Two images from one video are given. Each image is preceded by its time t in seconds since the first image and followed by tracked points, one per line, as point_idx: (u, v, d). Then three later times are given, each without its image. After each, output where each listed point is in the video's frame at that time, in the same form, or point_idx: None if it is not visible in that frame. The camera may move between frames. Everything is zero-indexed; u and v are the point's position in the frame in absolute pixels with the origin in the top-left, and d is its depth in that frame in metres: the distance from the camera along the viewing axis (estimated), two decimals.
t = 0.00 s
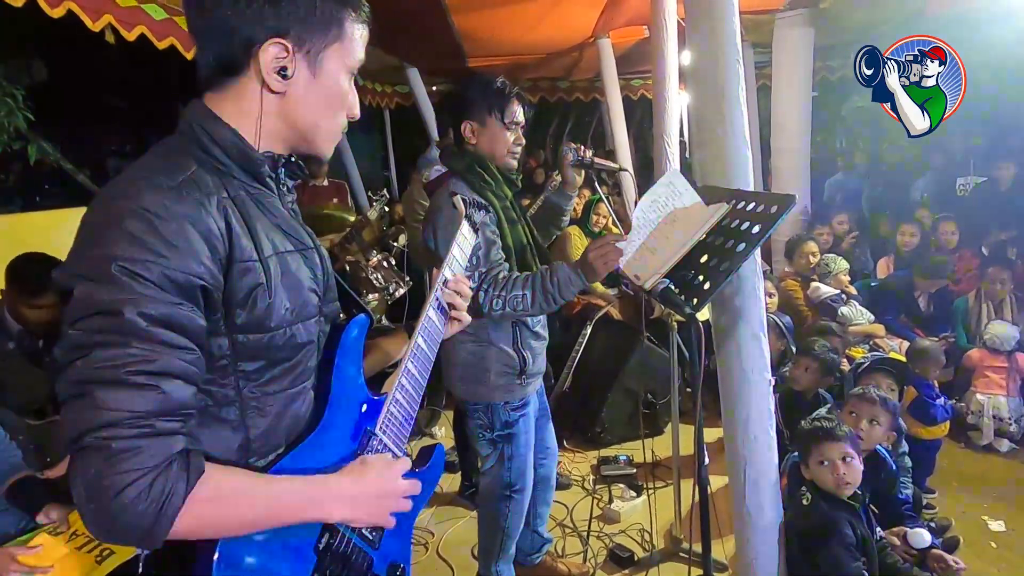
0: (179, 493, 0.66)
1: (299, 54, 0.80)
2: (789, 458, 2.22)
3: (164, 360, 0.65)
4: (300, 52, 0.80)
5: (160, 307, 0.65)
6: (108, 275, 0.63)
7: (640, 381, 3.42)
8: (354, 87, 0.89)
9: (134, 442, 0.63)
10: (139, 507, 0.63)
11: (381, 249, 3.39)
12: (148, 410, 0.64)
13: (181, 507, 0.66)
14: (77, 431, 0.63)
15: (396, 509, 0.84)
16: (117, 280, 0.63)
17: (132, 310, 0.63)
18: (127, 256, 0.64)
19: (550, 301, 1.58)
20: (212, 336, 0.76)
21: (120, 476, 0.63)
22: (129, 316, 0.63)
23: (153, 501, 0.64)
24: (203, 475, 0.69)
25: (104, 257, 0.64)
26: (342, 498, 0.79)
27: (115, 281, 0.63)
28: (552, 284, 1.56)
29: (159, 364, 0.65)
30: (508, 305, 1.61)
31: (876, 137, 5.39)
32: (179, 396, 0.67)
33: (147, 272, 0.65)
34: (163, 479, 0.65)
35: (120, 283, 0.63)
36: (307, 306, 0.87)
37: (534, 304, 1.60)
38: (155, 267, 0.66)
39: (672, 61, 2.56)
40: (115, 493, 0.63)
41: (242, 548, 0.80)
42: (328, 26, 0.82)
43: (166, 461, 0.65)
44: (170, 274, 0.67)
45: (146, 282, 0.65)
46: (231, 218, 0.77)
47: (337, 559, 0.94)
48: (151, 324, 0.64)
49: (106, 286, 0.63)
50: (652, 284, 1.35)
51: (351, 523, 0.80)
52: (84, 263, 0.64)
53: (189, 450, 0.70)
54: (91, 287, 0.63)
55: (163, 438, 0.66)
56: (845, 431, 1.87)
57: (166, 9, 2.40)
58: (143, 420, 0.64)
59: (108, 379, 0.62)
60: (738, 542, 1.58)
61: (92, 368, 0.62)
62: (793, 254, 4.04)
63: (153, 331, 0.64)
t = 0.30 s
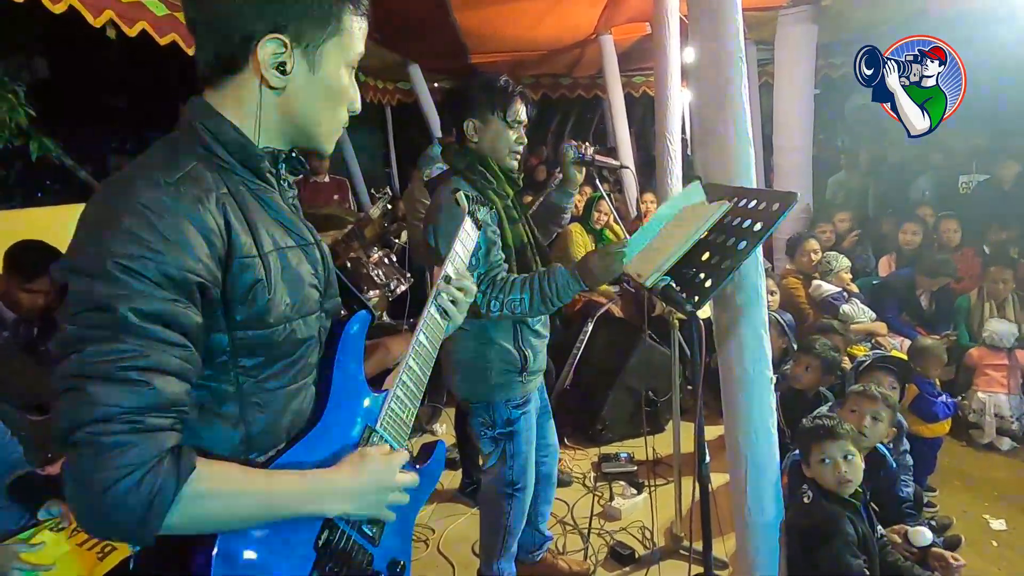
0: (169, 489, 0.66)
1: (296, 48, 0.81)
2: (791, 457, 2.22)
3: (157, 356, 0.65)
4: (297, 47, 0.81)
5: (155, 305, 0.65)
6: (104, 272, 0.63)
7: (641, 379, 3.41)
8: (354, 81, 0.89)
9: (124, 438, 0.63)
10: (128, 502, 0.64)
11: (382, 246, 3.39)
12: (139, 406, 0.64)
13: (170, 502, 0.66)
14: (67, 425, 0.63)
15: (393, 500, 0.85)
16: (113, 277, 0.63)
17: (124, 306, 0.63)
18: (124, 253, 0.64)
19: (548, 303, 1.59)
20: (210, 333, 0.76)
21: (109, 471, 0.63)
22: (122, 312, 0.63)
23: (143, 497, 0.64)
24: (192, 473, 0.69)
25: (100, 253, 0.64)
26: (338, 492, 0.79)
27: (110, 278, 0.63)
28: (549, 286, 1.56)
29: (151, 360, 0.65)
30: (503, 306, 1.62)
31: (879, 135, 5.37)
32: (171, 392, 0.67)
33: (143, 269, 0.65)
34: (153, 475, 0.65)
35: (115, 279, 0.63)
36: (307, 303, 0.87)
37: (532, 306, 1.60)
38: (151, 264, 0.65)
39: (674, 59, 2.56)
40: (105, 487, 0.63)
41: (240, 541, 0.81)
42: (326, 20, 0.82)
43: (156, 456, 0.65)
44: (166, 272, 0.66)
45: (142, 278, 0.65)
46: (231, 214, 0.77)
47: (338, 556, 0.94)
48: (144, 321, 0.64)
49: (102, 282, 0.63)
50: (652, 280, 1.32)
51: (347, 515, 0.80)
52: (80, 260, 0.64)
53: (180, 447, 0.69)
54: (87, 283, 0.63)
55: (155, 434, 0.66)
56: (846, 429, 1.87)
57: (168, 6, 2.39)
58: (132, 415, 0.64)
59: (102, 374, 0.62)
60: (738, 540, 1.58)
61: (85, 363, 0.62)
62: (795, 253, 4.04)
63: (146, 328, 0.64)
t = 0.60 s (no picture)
0: (169, 490, 0.65)
1: (300, 47, 0.80)
2: (798, 457, 2.20)
3: (158, 356, 0.64)
4: (301, 45, 0.80)
5: (159, 305, 0.65)
6: (106, 271, 0.63)
7: (647, 379, 3.41)
8: (359, 78, 0.89)
9: (124, 437, 0.62)
10: (131, 503, 0.63)
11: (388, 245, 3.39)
12: (141, 406, 0.63)
13: (171, 503, 0.65)
14: (67, 424, 0.62)
15: (394, 502, 0.84)
16: (115, 277, 0.63)
17: (127, 306, 0.62)
18: (126, 253, 0.64)
19: (556, 299, 1.59)
20: (214, 332, 0.76)
21: (111, 471, 0.62)
22: (125, 312, 0.62)
23: (143, 497, 0.63)
24: (194, 472, 0.68)
25: (103, 253, 0.64)
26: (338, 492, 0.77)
27: (114, 277, 0.63)
28: (557, 284, 1.57)
29: (153, 359, 0.64)
30: (511, 304, 1.62)
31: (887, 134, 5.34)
32: (171, 391, 0.66)
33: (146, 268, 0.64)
34: (153, 474, 0.64)
35: (117, 279, 0.63)
36: (312, 301, 0.87)
37: (540, 303, 1.60)
38: (153, 263, 0.65)
39: (681, 58, 2.55)
40: (104, 487, 0.62)
41: (243, 539, 0.81)
42: (329, 18, 0.81)
43: (157, 456, 0.64)
44: (169, 271, 0.66)
45: (144, 278, 0.64)
46: (234, 214, 0.77)
47: (342, 557, 0.94)
48: (147, 320, 0.64)
49: (104, 281, 0.63)
50: (659, 280, 1.33)
51: (348, 516, 0.79)
52: (83, 259, 0.64)
53: (183, 445, 0.69)
54: (89, 282, 0.63)
55: (154, 434, 0.65)
56: (854, 429, 1.86)
57: (176, 6, 2.40)
58: (134, 415, 0.63)
59: (101, 373, 0.62)
60: (744, 540, 1.57)
61: (86, 362, 0.61)
62: (802, 252, 4.02)
63: (149, 326, 0.64)
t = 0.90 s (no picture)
0: (177, 491, 0.65)
1: (303, 43, 0.80)
2: (807, 459, 2.19)
3: (163, 357, 0.65)
4: (304, 41, 0.80)
5: (161, 305, 0.65)
6: (108, 271, 0.63)
7: (655, 379, 3.40)
8: (363, 75, 0.88)
9: (129, 440, 0.62)
10: (135, 505, 0.62)
11: (396, 243, 3.40)
12: (145, 408, 0.63)
13: (179, 504, 0.65)
14: (72, 426, 0.62)
15: (398, 507, 0.83)
16: (118, 276, 0.63)
17: (130, 305, 0.63)
18: (129, 252, 0.64)
19: (566, 301, 1.59)
20: (217, 332, 0.76)
21: (117, 473, 0.62)
22: (128, 312, 0.62)
23: (149, 499, 0.63)
24: (200, 474, 0.67)
25: (105, 253, 0.64)
26: (339, 494, 0.76)
27: (117, 277, 0.63)
28: (568, 284, 1.57)
29: (157, 360, 0.64)
30: (522, 303, 1.62)
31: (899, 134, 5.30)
32: (178, 394, 0.66)
33: (148, 267, 0.64)
34: (160, 476, 0.64)
35: (120, 277, 0.63)
36: (317, 302, 0.88)
37: (550, 304, 1.61)
38: (156, 261, 0.65)
39: (691, 57, 2.54)
40: (112, 489, 0.62)
41: (247, 543, 0.81)
42: (333, 14, 0.81)
43: (162, 458, 0.64)
44: (172, 271, 0.66)
45: (147, 278, 0.64)
46: (238, 214, 0.77)
47: (346, 559, 0.95)
48: (149, 321, 0.64)
49: (106, 281, 0.63)
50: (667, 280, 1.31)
51: (351, 517, 0.78)
52: (86, 259, 0.64)
53: (190, 447, 0.68)
54: (91, 282, 0.63)
55: (161, 436, 0.64)
56: (864, 432, 1.85)
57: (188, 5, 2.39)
58: (138, 416, 0.63)
59: (105, 375, 0.62)
60: (753, 543, 1.56)
61: (90, 363, 0.62)
62: (812, 253, 3.99)
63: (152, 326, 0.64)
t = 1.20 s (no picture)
0: (171, 501, 0.64)
1: (302, 41, 0.78)
2: (813, 462, 2.18)
3: (157, 363, 0.63)
4: (304, 40, 0.79)
5: (153, 309, 0.63)
6: (99, 275, 0.62)
7: (660, 380, 3.40)
8: (361, 76, 0.87)
9: (122, 450, 0.61)
10: (128, 516, 0.61)
11: (402, 243, 3.40)
12: (139, 416, 0.62)
13: (174, 512, 0.64)
14: (63, 436, 0.61)
15: (402, 512, 0.84)
16: (109, 280, 0.62)
17: (122, 311, 0.61)
18: (120, 255, 0.63)
19: (572, 301, 1.58)
20: (213, 337, 0.76)
21: (110, 484, 0.60)
22: (120, 318, 0.61)
23: (143, 510, 0.62)
24: (195, 482, 0.66)
25: (97, 256, 0.63)
26: (342, 499, 0.76)
27: (107, 281, 0.62)
28: (574, 284, 1.56)
29: (149, 366, 0.62)
30: (528, 304, 1.61)
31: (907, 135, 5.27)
32: (172, 401, 0.65)
33: (139, 270, 0.63)
34: (154, 487, 0.63)
35: (111, 281, 0.62)
36: (313, 304, 0.87)
37: (556, 304, 1.60)
38: (148, 264, 0.64)
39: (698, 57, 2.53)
40: (104, 501, 0.61)
41: (245, 553, 0.81)
42: (335, 12, 0.80)
43: (157, 467, 0.63)
44: (165, 274, 0.65)
45: (138, 281, 0.63)
46: (234, 216, 0.77)
47: (348, 565, 0.95)
48: (142, 326, 0.62)
49: (96, 285, 0.62)
50: (675, 282, 1.32)
51: (354, 525, 0.78)
52: (78, 262, 0.63)
53: (183, 455, 0.67)
54: (81, 286, 0.62)
55: (154, 445, 0.63)
56: (870, 434, 1.84)
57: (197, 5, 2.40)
58: (130, 425, 0.62)
59: (97, 382, 0.60)
60: (758, 544, 1.56)
61: (80, 371, 0.60)
62: (819, 254, 3.97)
63: (145, 332, 0.62)
